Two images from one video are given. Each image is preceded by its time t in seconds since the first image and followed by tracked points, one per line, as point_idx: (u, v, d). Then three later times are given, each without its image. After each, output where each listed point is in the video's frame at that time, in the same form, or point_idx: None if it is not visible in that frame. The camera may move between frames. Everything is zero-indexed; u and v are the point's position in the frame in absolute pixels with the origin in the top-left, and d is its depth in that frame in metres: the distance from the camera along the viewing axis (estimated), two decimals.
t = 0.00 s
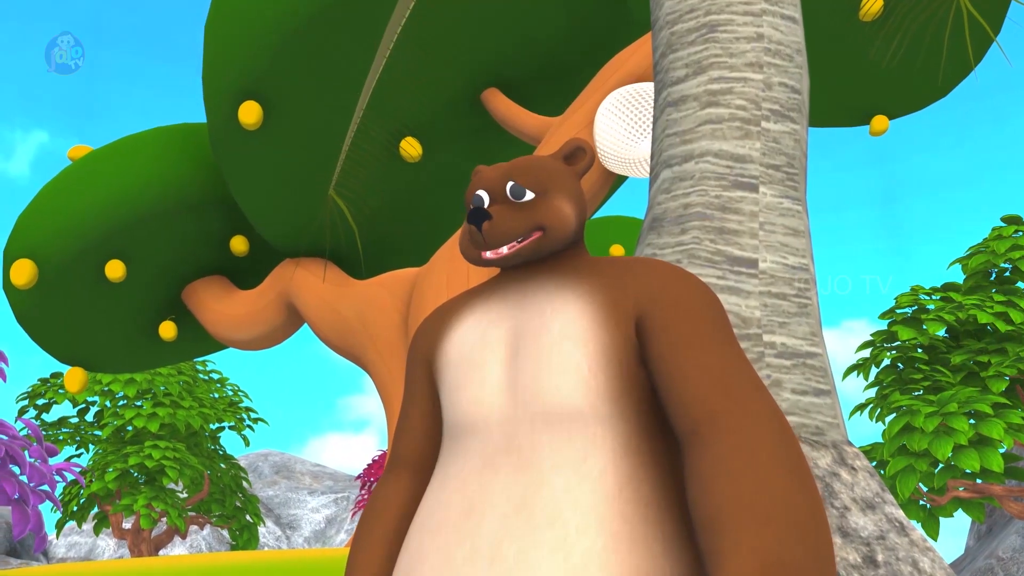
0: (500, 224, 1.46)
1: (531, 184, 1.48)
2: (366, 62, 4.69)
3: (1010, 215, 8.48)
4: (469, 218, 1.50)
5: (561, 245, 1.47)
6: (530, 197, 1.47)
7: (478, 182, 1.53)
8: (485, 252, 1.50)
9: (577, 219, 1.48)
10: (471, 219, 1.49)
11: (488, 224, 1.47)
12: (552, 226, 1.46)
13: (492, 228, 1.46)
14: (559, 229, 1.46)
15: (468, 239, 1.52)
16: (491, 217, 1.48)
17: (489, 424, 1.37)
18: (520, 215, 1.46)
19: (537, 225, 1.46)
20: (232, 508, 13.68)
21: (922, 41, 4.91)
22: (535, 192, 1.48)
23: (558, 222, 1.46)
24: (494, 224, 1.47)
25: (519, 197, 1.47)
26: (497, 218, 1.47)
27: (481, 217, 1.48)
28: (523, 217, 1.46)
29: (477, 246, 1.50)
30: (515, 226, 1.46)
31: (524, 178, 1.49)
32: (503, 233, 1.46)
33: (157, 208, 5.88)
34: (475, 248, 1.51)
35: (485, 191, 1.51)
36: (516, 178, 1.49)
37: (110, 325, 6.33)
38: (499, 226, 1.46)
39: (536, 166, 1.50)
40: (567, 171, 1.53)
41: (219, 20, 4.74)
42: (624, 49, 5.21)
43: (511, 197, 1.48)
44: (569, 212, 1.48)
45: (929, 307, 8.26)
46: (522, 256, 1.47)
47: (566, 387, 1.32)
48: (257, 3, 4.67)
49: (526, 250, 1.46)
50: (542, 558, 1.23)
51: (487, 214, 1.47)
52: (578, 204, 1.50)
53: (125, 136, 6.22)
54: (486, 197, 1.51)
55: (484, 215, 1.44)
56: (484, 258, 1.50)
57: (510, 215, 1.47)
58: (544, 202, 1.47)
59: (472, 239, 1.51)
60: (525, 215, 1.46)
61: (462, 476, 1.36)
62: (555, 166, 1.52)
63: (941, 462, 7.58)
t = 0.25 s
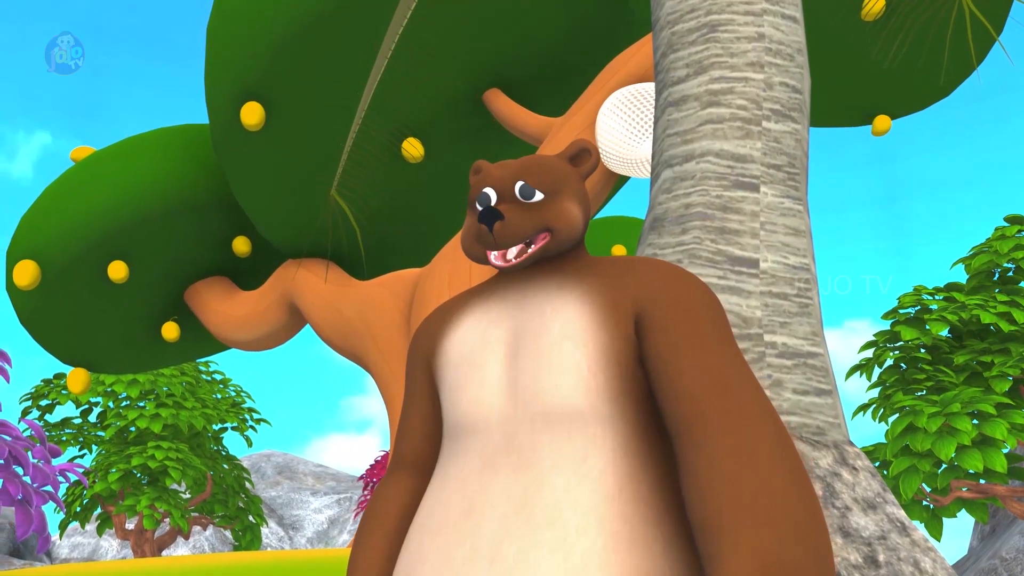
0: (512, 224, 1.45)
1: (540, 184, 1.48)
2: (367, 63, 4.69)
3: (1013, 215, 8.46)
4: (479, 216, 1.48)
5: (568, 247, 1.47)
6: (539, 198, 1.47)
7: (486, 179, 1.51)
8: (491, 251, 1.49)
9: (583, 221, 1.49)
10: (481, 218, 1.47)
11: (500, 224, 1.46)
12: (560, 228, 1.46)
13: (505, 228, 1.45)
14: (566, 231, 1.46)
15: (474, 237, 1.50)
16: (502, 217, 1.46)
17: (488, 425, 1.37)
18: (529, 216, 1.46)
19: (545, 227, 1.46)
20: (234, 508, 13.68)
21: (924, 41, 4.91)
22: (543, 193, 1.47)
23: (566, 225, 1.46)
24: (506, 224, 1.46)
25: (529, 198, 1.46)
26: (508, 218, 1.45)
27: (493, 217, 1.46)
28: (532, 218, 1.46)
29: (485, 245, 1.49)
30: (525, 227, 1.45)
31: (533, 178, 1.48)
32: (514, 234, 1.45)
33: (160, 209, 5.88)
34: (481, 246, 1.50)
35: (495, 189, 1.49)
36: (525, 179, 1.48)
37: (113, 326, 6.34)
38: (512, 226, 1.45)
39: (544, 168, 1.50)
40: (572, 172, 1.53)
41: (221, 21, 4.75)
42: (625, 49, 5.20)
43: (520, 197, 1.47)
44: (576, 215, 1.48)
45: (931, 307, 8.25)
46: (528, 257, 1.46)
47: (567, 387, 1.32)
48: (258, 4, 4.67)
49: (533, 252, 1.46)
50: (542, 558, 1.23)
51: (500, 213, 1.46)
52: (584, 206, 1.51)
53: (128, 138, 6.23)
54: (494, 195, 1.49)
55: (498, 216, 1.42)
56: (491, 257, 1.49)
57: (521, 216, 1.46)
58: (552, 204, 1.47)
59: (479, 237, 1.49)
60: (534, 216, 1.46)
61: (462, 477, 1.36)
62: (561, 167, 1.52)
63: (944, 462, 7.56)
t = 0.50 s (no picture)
0: (513, 224, 1.45)
1: (539, 184, 1.48)
2: (369, 63, 4.69)
3: (1015, 215, 8.45)
4: (479, 216, 1.49)
5: (567, 246, 1.47)
6: (539, 197, 1.47)
7: (484, 180, 1.51)
8: (491, 250, 1.49)
9: (583, 220, 1.48)
10: (482, 218, 1.48)
11: (500, 224, 1.46)
12: (560, 227, 1.46)
13: (505, 226, 1.45)
14: (567, 230, 1.46)
15: (475, 237, 1.51)
16: (502, 216, 1.47)
17: (488, 425, 1.37)
18: (530, 215, 1.46)
19: (545, 226, 1.46)
20: (237, 509, 13.68)
21: (926, 39, 4.89)
22: (543, 193, 1.47)
23: (567, 223, 1.46)
24: (506, 223, 1.46)
25: (529, 197, 1.46)
26: (508, 218, 1.46)
27: (493, 217, 1.47)
28: (533, 217, 1.46)
29: (485, 245, 1.49)
30: (525, 226, 1.45)
31: (533, 177, 1.48)
32: (514, 232, 1.45)
33: (163, 211, 5.89)
34: (481, 246, 1.50)
35: (494, 189, 1.49)
36: (524, 179, 1.48)
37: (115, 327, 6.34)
38: (511, 226, 1.45)
39: (543, 168, 1.50)
40: (572, 172, 1.53)
41: (223, 22, 4.75)
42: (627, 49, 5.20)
43: (520, 197, 1.47)
44: (576, 214, 1.48)
45: (934, 307, 8.25)
46: (529, 256, 1.46)
47: (566, 387, 1.32)
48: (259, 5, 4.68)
49: (534, 251, 1.46)
50: (542, 558, 1.23)
51: (500, 212, 1.46)
52: (583, 205, 1.50)
53: (130, 138, 6.24)
54: (493, 195, 1.50)
55: (497, 214, 1.43)
56: (491, 257, 1.50)
57: (520, 214, 1.46)
58: (552, 203, 1.47)
59: (479, 237, 1.50)
60: (534, 215, 1.46)
61: (462, 477, 1.36)
62: (561, 167, 1.52)
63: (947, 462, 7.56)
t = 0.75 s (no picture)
0: (503, 219, 1.45)
1: (530, 179, 1.48)
2: (371, 63, 4.68)
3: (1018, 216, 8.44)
4: (470, 213, 1.49)
5: (560, 240, 1.46)
6: (530, 193, 1.47)
7: (477, 180, 1.52)
8: (485, 246, 1.49)
9: (577, 214, 1.48)
10: (472, 214, 1.49)
11: (490, 218, 1.46)
12: (553, 221, 1.45)
13: (495, 221, 1.45)
14: (560, 224, 1.45)
15: (469, 236, 1.51)
16: (493, 211, 1.47)
17: (489, 424, 1.37)
18: (521, 210, 1.46)
19: (537, 220, 1.45)
20: (239, 510, 13.69)
21: (928, 39, 4.88)
22: (534, 188, 1.47)
23: (558, 217, 1.46)
24: (496, 218, 1.46)
25: (519, 192, 1.46)
26: (499, 212, 1.46)
27: (483, 212, 1.48)
28: (524, 212, 1.45)
29: (479, 243, 1.49)
30: (516, 221, 1.45)
31: (524, 172, 1.48)
32: (505, 226, 1.45)
33: (166, 211, 5.90)
34: (475, 244, 1.51)
35: (485, 187, 1.50)
36: (514, 175, 1.48)
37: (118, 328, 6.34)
38: (502, 221, 1.45)
39: (534, 163, 1.49)
40: (565, 168, 1.53)
41: (225, 23, 4.75)
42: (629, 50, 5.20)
43: (510, 192, 1.47)
44: (569, 208, 1.48)
45: (937, 307, 8.24)
46: (522, 251, 1.46)
47: (566, 386, 1.32)
48: (261, 6, 4.68)
49: (527, 246, 1.46)
50: (541, 558, 1.23)
51: (489, 207, 1.46)
52: (576, 199, 1.50)
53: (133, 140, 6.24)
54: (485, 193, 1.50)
55: (486, 208, 1.43)
56: (485, 254, 1.50)
57: (511, 209, 1.46)
58: (543, 198, 1.47)
59: (473, 236, 1.50)
60: (525, 210, 1.45)
61: (462, 477, 1.36)
62: (553, 163, 1.51)
63: (950, 463, 7.55)
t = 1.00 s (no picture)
0: (495, 216, 1.46)
1: (522, 177, 1.48)
2: (373, 64, 4.68)
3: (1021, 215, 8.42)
4: (463, 213, 1.50)
5: (555, 237, 1.46)
6: (523, 190, 1.47)
7: (471, 181, 1.52)
8: (481, 245, 1.50)
9: (571, 211, 1.48)
10: (463, 212, 1.49)
11: (481, 215, 1.47)
12: (547, 218, 1.46)
13: (487, 218, 1.46)
14: (553, 220, 1.45)
15: (465, 236, 1.52)
16: (485, 209, 1.48)
17: (489, 424, 1.37)
18: (514, 208, 1.46)
19: (531, 217, 1.45)
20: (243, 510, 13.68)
21: (929, 40, 4.90)
22: (526, 185, 1.47)
23: (552, 213, 1.46)
24: (488, 216, 1.47)
25: (511, 190, 1.46)
26: (490, 209, 1.47)
27: (475, 210, 1.48)
28: (517, 209, 1.46)
29: (474, 241, 1.50)
30: (509, 218, 1.46)
31: (517, 171, 1.49)
32: (498, 224, 1.45)
33: (168, 212, 5.90)
34: (471, 244, 1.51)
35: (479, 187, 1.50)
36: (506, 174, 1.48)
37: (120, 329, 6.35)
38: (494, 218, 1.46)
39: (526, 162, 1.50)
40: (559, 167, 1.53)
41: (226, 23, 4.75)
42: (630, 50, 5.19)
43: (503, 191, 1.47)
44: (562, 204, 1.47)
45: (940, 307, 8.23)
46: (517, 249, 1.46)
47: (566, 386, 1.32)
48: (264, 6, 4.68)
49: (522, 243, 1.45)
50: (541, 557, 1.23)
51: (481, 205, 1.47)
52: (571, 196, 1.49)
53: (135, 141, 6.25)
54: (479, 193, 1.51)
55: (477, 205, 1.44)
56: (479, 252, 1.50)
57: (504, 207, 1.46)
58: (537, 194, 1.47)
59: (467, 235, 1.51)
60: (518, 208, 1.46)
61: (462, 477, 1.36)
62: (546, 162, 1.52)
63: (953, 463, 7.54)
